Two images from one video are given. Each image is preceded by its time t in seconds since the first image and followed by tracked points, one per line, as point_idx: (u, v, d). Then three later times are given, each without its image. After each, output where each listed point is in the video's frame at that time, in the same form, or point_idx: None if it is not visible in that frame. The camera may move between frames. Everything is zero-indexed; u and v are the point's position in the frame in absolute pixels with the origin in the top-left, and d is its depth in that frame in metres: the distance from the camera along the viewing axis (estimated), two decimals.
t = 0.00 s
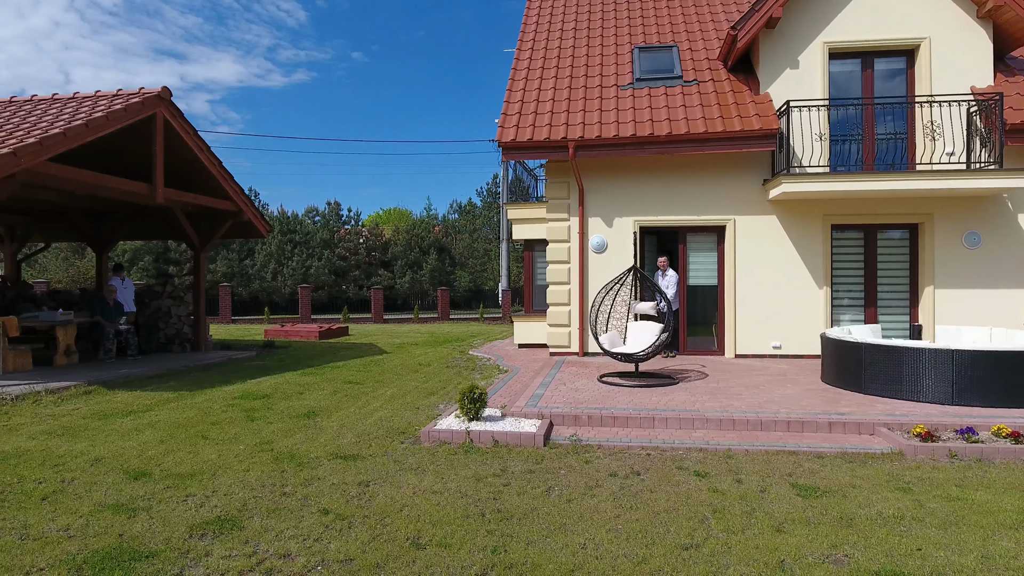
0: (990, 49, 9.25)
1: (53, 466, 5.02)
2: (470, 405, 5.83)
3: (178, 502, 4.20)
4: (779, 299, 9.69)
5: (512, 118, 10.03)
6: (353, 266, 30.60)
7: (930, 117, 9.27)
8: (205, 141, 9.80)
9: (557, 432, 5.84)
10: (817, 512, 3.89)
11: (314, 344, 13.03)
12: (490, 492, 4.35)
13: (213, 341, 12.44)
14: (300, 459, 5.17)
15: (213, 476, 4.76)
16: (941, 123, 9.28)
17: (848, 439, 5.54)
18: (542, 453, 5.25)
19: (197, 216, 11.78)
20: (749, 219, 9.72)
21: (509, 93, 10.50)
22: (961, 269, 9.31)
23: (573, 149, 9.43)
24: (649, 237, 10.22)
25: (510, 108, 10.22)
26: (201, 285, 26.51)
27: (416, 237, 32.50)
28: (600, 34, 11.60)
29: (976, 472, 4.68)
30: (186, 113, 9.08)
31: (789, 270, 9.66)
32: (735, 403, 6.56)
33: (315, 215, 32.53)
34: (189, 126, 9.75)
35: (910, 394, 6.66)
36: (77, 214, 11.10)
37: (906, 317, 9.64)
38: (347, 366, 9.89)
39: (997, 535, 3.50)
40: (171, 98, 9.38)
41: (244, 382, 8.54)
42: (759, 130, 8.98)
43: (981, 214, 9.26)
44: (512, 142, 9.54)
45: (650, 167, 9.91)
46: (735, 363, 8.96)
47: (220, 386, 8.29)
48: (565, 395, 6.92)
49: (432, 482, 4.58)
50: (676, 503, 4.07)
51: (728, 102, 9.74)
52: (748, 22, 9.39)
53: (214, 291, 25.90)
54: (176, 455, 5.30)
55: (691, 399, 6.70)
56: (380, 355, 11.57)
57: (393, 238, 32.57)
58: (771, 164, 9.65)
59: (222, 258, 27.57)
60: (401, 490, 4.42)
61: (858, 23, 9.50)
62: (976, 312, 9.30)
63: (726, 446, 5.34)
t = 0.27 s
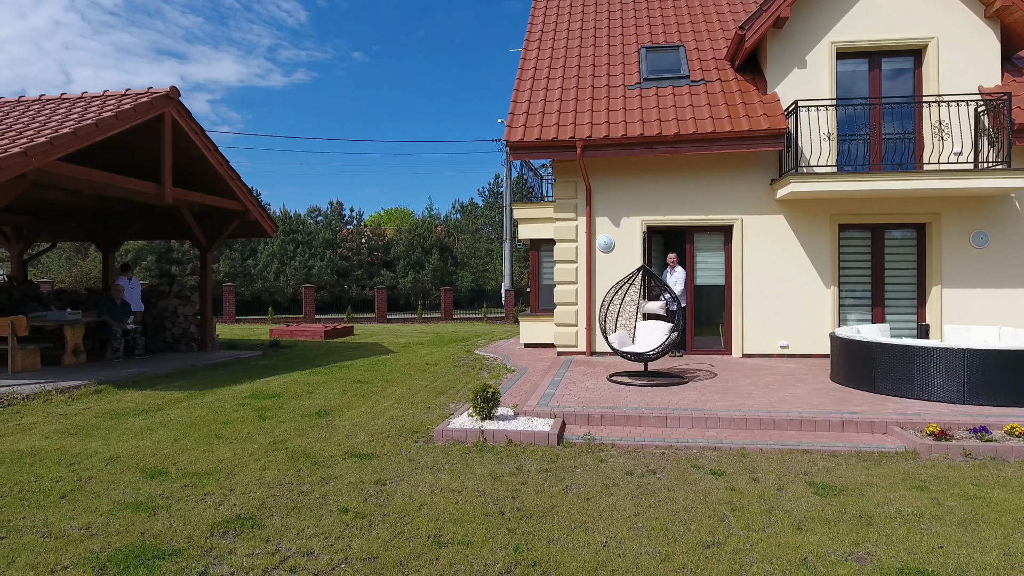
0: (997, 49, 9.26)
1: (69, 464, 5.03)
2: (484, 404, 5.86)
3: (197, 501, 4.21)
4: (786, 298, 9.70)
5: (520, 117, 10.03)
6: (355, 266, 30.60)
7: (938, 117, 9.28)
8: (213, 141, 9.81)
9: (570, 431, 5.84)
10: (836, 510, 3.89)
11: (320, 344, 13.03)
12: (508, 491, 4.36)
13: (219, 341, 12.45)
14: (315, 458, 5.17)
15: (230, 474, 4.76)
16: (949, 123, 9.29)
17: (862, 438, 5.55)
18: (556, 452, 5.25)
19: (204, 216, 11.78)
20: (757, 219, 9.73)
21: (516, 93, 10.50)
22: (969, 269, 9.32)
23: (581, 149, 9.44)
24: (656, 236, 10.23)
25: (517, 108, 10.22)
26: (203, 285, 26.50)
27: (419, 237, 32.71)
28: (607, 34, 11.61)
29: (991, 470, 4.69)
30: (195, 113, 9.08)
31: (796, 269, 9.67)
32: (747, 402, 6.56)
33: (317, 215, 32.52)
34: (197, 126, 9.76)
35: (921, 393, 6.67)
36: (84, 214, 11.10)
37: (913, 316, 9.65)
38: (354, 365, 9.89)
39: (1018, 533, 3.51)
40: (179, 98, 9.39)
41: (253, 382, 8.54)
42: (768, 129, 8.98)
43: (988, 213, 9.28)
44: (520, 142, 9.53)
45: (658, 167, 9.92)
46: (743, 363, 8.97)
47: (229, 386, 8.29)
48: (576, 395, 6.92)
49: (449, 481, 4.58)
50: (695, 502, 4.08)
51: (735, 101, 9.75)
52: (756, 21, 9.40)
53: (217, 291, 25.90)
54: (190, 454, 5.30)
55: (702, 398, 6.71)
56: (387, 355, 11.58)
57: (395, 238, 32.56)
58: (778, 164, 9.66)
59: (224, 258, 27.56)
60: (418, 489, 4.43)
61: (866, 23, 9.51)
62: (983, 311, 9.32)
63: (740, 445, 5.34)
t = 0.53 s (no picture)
0: (1005, 49, 9.27)
1: (85, 463, 5.03)
2: (497, 403, 5.87)
3: (216, 499, 4.21)
4: (794, 297, 9.71)
5: (527, 117, 10.03)
6: (358, 266, 30.61)
7: (946, 117, 9.28)
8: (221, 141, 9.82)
9: (583, 430, 5.85)
10: (856, 508, 3.90)
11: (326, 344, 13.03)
12: (526, 489, 4.37)
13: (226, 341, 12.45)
14: (331, 457, 5.18)
15: (247, 473, 4.77)
16: (957, 123, 9.29)
17: (875, 437, 5.55)
18: (571, 451, 5.26)
19: (210, 215, 11.78)
20: (765, 218, 9.73)
21: (523, 92, 10.50)
22: (976, 268, 9.33)
23: (589, 148, 9.43)
24: (663, 236, 10.24)
25: (525, 108, 10.23)
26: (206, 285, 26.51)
27: (421, 237, 32.89)
28: (613, 34, 11.62)
29: (1008, 469, 4.69)
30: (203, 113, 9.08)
31: (804, 269, 9.68)
32: (759, 401, 6.57)
33: (319, 215, 32.53)
34: (204, 126, 9.75)
35: (932, 391, 6.68)
36: (91, 214, 11.10)
37: (921, 315, 9.67)
38: (362, 365, 9.89)
39: None
40: (187, 98, 9.39)
41: (262, 381, 8.55)
42: (776, 129, 8.99)
43: (996, 213, 9.29)
44: (528, 142, 9.53)
45: (665, 167, 9.93)
46: (751, 362, 8.98)
47: (239, 385, 8.29)
48: (588, 394, 6.93)
49: (466, 479, 4.59)
50: (714, 500, 4.08)
51: (743, 101, 9.76)
52: (764, 21, 9.41)
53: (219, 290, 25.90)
54: (206, 453, 5.31)
55: (714, 397, 6.72)
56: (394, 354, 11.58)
57: (398, 238, 32.56)
58: (786, 164, 9.66)
59: (227, 258, 27.57)
60: (436, 487, 4.43)
61: (873, 23, 9.52)
62: (990, 310, 9.33)
63: (754, 444, 5.35)
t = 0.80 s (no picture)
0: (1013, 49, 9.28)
1: (104, 462, 5.04)
2: (512, 402, 5.87)
3: (238, 498, 4.22)
4: (803, 297, 9.73)
5: (536, 117, 10.03)
6: (361, 266, 30.62)
7: (955, 116, 9.29)
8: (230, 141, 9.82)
9: (599, 429, 5.86)
10: (878, 507, 3.90)
11: (333, 343, 13.04)
12: (546, 488, 4.37)
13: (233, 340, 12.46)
14: (348, 456, 5.19)
15: (266, 472, 4.78)
16: (965, 123, 9.31)
17: (891, 436, 5.57)
18: (588, 450, 5.28)
19: (217, 215, 11.78)
20: (773, 218, 9.74)
21: (531, 92, 10.51)
22: (984, 268, 9.35)
23: (598, 148, 9.44)
24: (671, 235, 10.26)
25: (533, 108, 10.23)
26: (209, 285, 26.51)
27: (424, 237, 32.96)
28: (620, 33, 11.63)
29: None
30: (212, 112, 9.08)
31: (813, 268, 9.69)
32: (772, 400, 6.58)
33: (322, 215, 32.55)
34: (213, 125, 9.75)
35: (945, 391, 6.69)
36: (99, 214, 11.10)
37: (930, 314, 9.68)
38: (371, 364, 9.90)
39: None
40: (196, 97, 9.38)
41: (273, 381, 8.56)
42: (786, 129, 8.99)
43: (1005, 212, 9.30)
44: (537, 141, 9.53)
45: (674, 166, 9.94)
46: (761, 361, 8.99)
47: (250, 385, 8.30)
48: (600, 393, 6.94)
49: (486, 478, 4.59)
50: (736, 499, 4.09)
51: (752, 101, 9.76)
52: (774, 20, 9.43)
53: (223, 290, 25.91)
54: (223, 452, 5.32)
55: (727, 397, 6.73)
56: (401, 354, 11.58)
57: (400, 238, 32.57)
58: (795, 163, 9.67)
59: (230, 258, 27.58)
60: (457, 486, 4.44)
61: (882, 23, 9.53)
62: (999, 310, 9.35)
63: (771, 443, 5.36)
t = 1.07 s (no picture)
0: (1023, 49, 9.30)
1: (125, 462, 5.06)
2: (529, 402, 5.89)
3: (263, 497, 4.23)
4: (812, 297, 9.74)
5: (545, 117, 10.05)
6: (364, 266, 30.64)
7: (966, 116, 9.30)
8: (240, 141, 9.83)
9: (615, 428, 5.88)
10: (903, 505, 3.92)
11: (341, 343, 13.05)
12: (570, 486, 4.39)
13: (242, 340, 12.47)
14: (368, 455, 5.20)
15: (288, 471, 4.79)
16: (975, 122, 9.32)
17: (907, 435, 5.58)
18: (606, 449, 5.29)
19: (226, 215, 11.80)
20: (783, 218, 9.76)
21: (541, 92, 10.53)
22: (994, 268, 9.37)
23: (608, 148, 9.45)
24: (680, 236, 10.27)
25: (543, 108, 10.25)
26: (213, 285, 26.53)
27: (427, 237, 32.83)
28: (628, 33, 11.65)
29: None
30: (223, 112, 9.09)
31: (822, 268, 9.71)
32: (786, 400, 6.60)
33: (324, 215, 32.56)
34: (223, 125, 9.76)
35: (960, 390, 6.70)
36: (108, 214, 11.11)
37: (939, 314, 9.72)
38: (381, 364, 9.91)
39: None
40: (207, 97, 9.39)
41: (285, 380, 8.58)
42: (796, 129, 9.01)
43: (1015, 212, 9.32)
44: (547, 141, 9.54)
45: (683, 166, 9.96)
46: (771, 361, 9.01)
47: (263, 384, 8.31)
48: (614, 393, 6.96)
49: (508, 477, 4.61)
50: (760, 497, 4.11)
51: (762, 101, 9.78)
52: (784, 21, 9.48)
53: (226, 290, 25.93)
54: (242, 451, 5.33)
55: (741, 396, 6.75)
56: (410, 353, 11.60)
57: (403, 238, 32.58)
58: (804, 164, 9.69)
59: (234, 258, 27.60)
60: (480, 485, 4.45)
61: (891, 23, 9.55)
62: (1008, 309, 9.37)
63: (789, 442, 5.37)
